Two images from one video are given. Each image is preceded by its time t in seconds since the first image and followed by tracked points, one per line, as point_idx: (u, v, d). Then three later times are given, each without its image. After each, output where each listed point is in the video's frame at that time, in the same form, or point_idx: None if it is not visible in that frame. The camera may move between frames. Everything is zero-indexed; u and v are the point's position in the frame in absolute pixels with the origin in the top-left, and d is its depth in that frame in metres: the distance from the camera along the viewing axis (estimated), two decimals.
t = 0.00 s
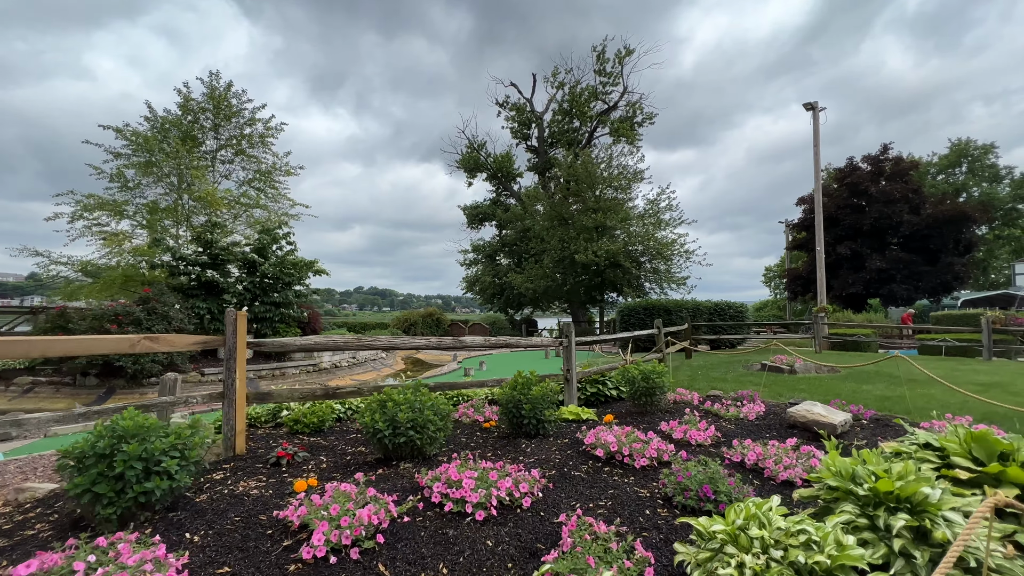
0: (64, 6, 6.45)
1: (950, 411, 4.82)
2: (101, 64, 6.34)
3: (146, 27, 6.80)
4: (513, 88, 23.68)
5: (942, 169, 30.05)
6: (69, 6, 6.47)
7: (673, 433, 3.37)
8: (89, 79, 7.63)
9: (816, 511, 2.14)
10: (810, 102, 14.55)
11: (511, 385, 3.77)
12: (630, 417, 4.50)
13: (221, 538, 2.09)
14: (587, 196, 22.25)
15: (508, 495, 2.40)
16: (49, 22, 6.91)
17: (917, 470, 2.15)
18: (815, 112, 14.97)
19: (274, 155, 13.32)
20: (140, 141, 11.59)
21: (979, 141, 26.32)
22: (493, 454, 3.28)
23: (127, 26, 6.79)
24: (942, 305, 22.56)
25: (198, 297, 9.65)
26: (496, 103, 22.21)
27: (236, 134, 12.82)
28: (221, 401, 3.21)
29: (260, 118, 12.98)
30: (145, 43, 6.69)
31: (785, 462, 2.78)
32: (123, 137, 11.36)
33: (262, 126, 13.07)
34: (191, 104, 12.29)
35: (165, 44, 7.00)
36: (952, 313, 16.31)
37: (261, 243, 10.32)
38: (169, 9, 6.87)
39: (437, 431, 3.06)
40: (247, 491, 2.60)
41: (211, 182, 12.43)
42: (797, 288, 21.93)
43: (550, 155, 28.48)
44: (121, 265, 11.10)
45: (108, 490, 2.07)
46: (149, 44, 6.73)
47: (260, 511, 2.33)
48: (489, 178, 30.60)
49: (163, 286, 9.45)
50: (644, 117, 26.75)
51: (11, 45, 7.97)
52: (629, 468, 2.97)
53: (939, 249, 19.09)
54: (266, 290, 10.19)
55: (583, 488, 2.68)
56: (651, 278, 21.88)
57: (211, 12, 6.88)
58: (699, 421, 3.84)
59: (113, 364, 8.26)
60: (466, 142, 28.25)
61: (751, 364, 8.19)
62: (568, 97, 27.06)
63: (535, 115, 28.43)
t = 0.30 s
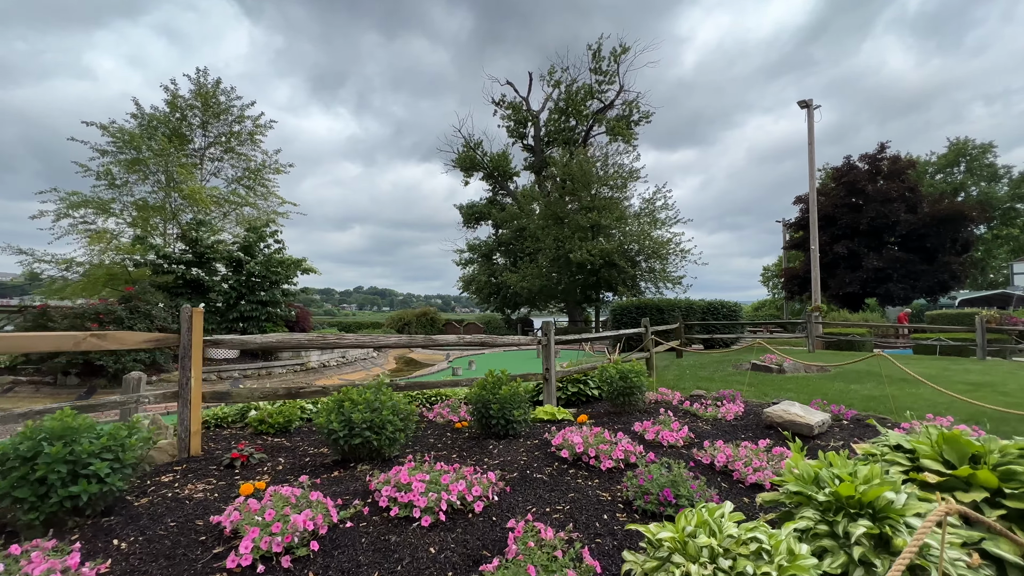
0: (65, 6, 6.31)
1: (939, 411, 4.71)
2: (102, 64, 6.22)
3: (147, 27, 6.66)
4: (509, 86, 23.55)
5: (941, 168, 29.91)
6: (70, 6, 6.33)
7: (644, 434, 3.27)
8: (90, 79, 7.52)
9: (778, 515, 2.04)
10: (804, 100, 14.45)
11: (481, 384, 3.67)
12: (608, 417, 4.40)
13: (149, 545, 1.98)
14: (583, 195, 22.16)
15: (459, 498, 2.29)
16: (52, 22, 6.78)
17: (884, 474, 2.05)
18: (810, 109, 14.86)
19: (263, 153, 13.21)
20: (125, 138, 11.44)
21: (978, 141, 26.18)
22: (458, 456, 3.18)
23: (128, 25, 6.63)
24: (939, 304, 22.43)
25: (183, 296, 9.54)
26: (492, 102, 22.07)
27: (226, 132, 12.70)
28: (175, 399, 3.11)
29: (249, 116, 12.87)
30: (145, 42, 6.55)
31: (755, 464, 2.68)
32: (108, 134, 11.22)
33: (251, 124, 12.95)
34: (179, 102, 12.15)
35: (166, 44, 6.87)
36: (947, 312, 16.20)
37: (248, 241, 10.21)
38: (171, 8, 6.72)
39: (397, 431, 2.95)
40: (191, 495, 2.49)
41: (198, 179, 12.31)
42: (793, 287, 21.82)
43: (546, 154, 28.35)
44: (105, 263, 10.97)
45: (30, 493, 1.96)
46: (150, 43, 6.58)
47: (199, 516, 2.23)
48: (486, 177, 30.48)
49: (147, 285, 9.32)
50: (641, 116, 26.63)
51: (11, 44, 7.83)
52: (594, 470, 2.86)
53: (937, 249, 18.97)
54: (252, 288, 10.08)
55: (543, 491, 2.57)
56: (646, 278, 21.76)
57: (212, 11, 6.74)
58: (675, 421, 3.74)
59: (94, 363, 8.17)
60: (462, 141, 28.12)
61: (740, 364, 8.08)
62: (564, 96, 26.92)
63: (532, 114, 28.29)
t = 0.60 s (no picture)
0: (65, 6, 6.17)
1: (930, 415, 4.56)
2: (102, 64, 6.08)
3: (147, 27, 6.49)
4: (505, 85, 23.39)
5: (939, 168, 29.75)
6: (71, 6, 6.19)
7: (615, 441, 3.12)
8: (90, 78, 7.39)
9: (741, 531, 1.89)
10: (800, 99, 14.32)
11: (450, 388, 3.53)
12: (586, 421, 4.26)
13: (62, 565, 1.84)
14: (578, 194, 22.00)
15: (405, 513, 2.15)
16: (53, 22, 6.67)
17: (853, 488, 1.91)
18: (805, 108, 14.71)
19: (251, 151, 13.07)
20: (109, 136, 11.25)
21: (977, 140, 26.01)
22: (420, 463, 3.04)
23: (129, 25, 6.46)
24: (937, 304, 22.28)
25: (167, 296, 9.41)
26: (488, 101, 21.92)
27: (214, 131, 12.55)
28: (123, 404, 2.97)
29: (238, 114, 12.72)
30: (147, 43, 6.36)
31: (725, 473, 2.53)
32: (92, 132, 11.02)
33: (239, 121, 12.78)
34: (165, 100, 11.97)
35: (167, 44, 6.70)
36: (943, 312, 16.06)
37: (234, 240, 10.08)
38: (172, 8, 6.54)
39: (353, 438, 2.81)
40: (126, 507, 2.35)
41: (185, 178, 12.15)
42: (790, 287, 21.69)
43: (542, 154, 28.18)
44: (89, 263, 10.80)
45: None
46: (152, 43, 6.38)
47: (127, 531, 2.09)
48: (482, 176, 30.29)
49: (129, 285, 9.17)
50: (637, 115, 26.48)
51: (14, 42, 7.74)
52: (558, 479, 2.71)
53: (934, 248, 18.82)
54: (237, 289, 9.95)
55: (500, 503, 2.43)
56: (642, 278, 21.62)
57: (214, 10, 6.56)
58: (651, 426, 3.59)
59: (72, 364, 8.03)
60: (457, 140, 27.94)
61: (731, 365, 7.93)
62: (560, 95, 26.75)
63: (528, 113, 28.11)
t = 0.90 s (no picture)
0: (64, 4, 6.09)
1: (916, 416, 4.45)
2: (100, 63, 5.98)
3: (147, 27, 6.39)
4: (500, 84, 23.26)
5: (937, 168, 29.64)
6: (70, 4, 6.10)
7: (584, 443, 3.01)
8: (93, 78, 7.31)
9: (697, 541, 1.78)
10: (794, 96, 14.22)
11: (417, 389, 3.41)
12: (563, 421, 4.15)
13: None
14: (574, 193, 21.85)
15: (350, 521, 2.04)
16: (52, 22, 6.59)
17: (816, 495, 1.80)
18: (801, 106, 14.58)
19: (240, 149, 12.95)
20: (94, 133, 11.09)
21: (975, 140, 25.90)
22: (382, 467, 2.94)
23: (127, 24, 6.34)
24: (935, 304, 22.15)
25: (151, 295, 9.29)
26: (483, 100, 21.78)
27: (203, 128, 12.43)
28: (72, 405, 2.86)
29: (226, 112, 12.59)
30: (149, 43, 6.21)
31: (693, 477, 2.42)
32: (77, 129, 10.87)
33: (228, 119, 12.65)
34: (153, 98, 11.85)
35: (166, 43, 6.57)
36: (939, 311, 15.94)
37: (221, 238, 9.98)
38: (171, 7, 6.42)
39: (308, 442, 2.69)
40: (60, 513, 2.24)
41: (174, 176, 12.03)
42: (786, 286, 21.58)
43: (538, 153, 28.03)
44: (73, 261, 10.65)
45: None
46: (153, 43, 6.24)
47: (51, 540, 1.97)
48: (478, 176, 30.15)
49: (110, 284, 9.02)
50: (634, 114, 26.34)
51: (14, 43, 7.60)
52: (520, 484, 2.60)
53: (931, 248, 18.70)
54: (223, 288, 9.84)
55: (455, 509, 2.32)
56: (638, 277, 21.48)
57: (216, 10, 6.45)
58: (625, 427, 3.49)
59: (53, 364, 7.90)
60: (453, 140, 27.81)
61: (720, 365, 7.82)
62: (556, 94, 26.60)
63: (524, 112, 27.98)
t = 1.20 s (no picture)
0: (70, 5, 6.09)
1: (906, 421, 4.31)
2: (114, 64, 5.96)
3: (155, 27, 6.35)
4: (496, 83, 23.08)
5: (936, 167, 29.47)
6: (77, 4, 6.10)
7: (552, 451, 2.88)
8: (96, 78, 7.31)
9: (650, 560, 1.65)
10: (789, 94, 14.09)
11: (383, 394, 3.28)
12: (541, 426, 4.02)
13: None
14: (570, 193, 21.71)
15: (288, 537, 1.92)
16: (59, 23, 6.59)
17: (781, 511, 1.67)
18: (797, 105, 14.46)
19: (229, 148, 12.80)
20: (79, 131, 10.92)
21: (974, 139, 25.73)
22: (341, 476, 2.81)
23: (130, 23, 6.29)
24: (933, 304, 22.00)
25: (136, 295, 9.17)
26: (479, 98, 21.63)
27: (192, 127, 12.30)
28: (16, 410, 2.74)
29: (214, 110, 12.45)
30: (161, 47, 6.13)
31: (660, 488, 2.29)
32: (61, 126, 10.70)
33: (216, 117, 12.50)
34: (140, 96, 11.70)
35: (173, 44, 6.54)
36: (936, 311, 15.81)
37: (206, 237, 9.85)
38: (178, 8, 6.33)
39: (259, 450, 2.56)
40: None
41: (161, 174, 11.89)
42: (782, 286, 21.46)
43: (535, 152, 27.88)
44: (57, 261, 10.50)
45: None
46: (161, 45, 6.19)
47: None
48: (475, 175, 29.99)
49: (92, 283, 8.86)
50: (631, 113, 26.18)
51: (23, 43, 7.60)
52: (480, 495, 2.47)
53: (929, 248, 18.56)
54: (209, 289, 9.71)
55: (407, 522, 2.19)
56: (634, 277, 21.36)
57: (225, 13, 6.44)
58: (599, 432, 3.36)
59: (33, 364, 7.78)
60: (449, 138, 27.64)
61: (711, 366, 7.69)
62: (553, 93, 26.44)
63: (520, 111, 27.82)
